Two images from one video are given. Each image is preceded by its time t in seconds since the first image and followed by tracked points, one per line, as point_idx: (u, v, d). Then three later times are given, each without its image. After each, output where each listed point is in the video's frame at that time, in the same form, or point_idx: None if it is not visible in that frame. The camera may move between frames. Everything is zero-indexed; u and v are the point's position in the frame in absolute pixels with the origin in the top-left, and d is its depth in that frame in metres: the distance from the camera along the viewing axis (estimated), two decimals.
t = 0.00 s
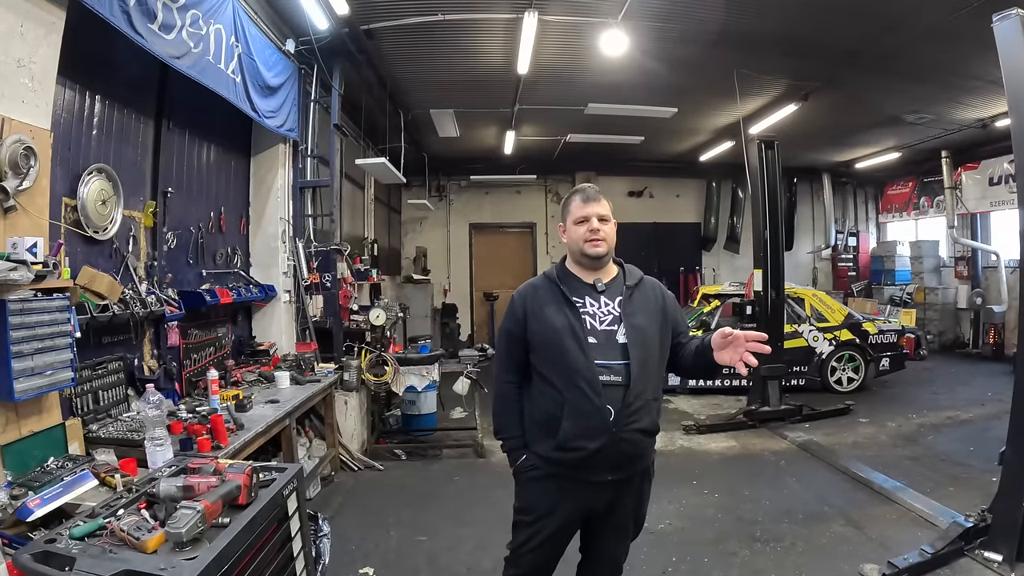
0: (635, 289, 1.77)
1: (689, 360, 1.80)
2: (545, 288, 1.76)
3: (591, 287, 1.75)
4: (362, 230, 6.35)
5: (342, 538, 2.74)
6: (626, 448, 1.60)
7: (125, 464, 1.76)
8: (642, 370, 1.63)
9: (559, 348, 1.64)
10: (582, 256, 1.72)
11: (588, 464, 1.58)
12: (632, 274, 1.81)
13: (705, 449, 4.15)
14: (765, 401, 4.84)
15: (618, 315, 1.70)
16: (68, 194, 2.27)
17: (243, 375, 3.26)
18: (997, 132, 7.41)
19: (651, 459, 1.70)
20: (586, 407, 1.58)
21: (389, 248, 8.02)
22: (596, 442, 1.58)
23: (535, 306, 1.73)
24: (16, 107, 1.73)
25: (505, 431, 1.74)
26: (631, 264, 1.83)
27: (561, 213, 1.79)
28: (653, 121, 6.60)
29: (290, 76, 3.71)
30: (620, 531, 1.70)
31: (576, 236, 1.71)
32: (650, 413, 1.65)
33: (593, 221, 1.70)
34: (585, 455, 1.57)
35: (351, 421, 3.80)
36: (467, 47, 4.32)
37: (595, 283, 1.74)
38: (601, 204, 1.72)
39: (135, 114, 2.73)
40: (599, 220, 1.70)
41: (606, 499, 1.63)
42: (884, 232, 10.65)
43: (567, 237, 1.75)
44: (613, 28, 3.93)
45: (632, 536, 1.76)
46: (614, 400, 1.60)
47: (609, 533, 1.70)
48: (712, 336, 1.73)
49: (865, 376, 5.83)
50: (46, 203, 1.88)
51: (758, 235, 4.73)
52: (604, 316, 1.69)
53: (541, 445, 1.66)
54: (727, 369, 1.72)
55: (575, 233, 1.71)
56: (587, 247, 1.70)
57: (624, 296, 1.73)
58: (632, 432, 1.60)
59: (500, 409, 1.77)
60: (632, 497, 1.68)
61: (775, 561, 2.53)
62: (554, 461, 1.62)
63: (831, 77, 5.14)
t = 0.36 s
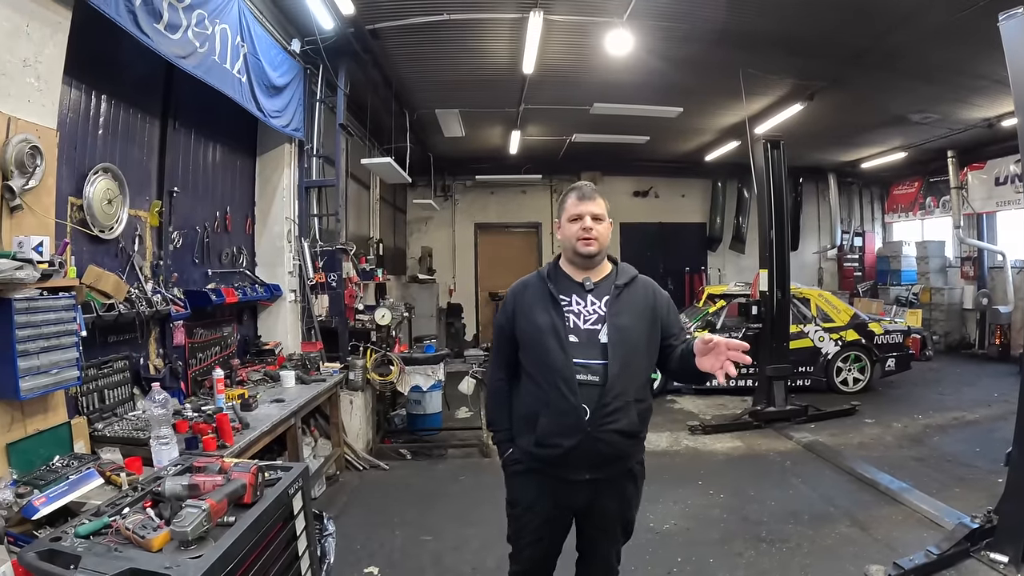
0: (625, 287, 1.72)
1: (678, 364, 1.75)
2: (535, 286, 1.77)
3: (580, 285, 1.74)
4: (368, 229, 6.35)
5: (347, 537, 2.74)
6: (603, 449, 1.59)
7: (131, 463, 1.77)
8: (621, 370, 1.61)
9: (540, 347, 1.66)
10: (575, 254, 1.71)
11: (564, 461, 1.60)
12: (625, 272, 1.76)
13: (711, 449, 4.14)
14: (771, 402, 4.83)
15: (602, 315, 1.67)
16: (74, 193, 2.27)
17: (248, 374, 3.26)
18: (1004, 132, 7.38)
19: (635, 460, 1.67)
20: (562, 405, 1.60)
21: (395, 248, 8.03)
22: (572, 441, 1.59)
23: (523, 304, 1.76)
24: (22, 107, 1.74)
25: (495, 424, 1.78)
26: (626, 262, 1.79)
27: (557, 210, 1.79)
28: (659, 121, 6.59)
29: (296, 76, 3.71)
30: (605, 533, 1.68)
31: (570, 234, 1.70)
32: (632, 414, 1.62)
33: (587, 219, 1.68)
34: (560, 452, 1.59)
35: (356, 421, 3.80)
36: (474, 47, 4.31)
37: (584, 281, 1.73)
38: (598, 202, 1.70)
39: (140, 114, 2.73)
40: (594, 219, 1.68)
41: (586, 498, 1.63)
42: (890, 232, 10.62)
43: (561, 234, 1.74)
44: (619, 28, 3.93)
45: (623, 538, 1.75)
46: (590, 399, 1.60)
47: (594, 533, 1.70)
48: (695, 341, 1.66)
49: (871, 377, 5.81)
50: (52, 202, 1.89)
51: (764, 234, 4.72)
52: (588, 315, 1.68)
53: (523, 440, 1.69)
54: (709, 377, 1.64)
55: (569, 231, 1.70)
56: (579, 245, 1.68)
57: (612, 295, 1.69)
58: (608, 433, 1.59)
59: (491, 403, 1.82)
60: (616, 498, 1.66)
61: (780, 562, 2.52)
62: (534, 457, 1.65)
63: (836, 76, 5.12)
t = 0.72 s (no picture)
0: (608, 286, 1.71)
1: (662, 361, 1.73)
2: (519, 285, 1.77)
3: (562, 283, 1.73)
4: (376, 228, 6.36)
5: (355, 536, 2.74)
6: (583, 445, 1.58)
7: (139, 461, 1.78)
8: (601, 368, 1.60)
9: (522, 345, 1.66)
10: (568, 254, 1.68)
11: (544, 457, 1.60)
12: (608, 271, 1.75)
13: (718, 450, 4.13)
14: (778, 402, 4.82)
15: (584, 313, 1.67)
16: (83, 192, 2.28)
17: (256, 373, 3.27)
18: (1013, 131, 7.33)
19: (619, 457, 1.65)
20: (541, 402, 1.60)
21: (402, 247, 8.04)
22: (551, 437, 1.58)
23: (508, 303, 1.76)
24: (30, 105, 1.74)
25: (482, 421, 1.80)
26: (609, 261, 1.78)
27: (547, 208, 1.74)
28: (667, 120, 6.57)
29: (304, 75, 3.72)
30: (591, 532, 1.65)
31: (565, 234, 1.66)
32: (612, 411, 1.60)
33: (582, 221, 1.66)
34: (539, 448, 1.60)
35: (363, 420, 3.81)
36: (483, 46, 4.31)
37: (566, 280, 1.72)
38: (591, 204, 1.69)
39: (148, 113, 2.74)
40: (589, 221, 1.66)
41: (568, 495, 1.63)
42: (898, 232, 10.58)
43: (553, 233, 1.70)
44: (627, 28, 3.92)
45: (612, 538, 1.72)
46: (569, 396, 1.59)
47: (579, 532, 1.68)
48: (678, 333, 1.63)
49: (880, 377, 5.79)
50: (61, 201, 1.90)
51: (772, 234, 4.71)
52: (570, 314, 1.67)
53: (507, 437, 1.70)
54: (691, 369, 1.61)
55: (563, 230, 1.67)
56: (574, 245, 1.66)
57: (593, 294, 1.68)
58: (587, 429, 1.58)
59: (479, 400, 1.83)
60: (600, 496, 1.64)
61: (788, 563, 2.52)
62: (516, 453, 1.66)
63: (844, 75, 5.11)
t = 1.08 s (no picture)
0: (593, 285, 1.71)
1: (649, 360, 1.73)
2: (506, 287, 1.77)
3: (549, 284, 1.73)
4: (381, 228, 6.36)
5: (360, 535, 2.74)
6: (573, 443, 1.57)
7: (145, 459, 1.79)
8: (590, 366, 1.60)
9: (511, 345, 1.66)
10: (557, 255, 1.68)
11: (536, 457, 1.60)
12: (593, 271, 1.75)
13: (724, 449, 4.13)
14: (784, 401, 4.81)
15: (571, 313, 1.66)
16: (88, 191, 2.29)
17: (262, 372, 3.28)
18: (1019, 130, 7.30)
19: (609, 454, 1.65)
20: (531, 401, 1.59)
21: (408, 246, 8.06)
22: (541, 437, 1.58)
23: (495, 303, 1.76)
24: (36, 105, 1.75)
25: (472, 422, 1.79)
26: (594, 261, 1.79)
27: (534, 209, 1.73)
28: (672, 119, 6.56)
29: (309, 75, 3.72)
30: (584, 530, 1.64)
31: (554, 235, 1.66)
32: (601, 409, 1.60)
33: (571, 222, 1.65)
34: (530, 448, 1.59)
35: (369, 419, 3.81)
36: (489, 45, 4.31)
37: (552, 280, 1.72)
38: (579, 205, 1.68)
39: (154, 112, 2.74)
40: (578, 222, 1.66)
41: (560, 494, 1.62)
42: (904, 231, 10.55)
43: (541, 234, 1.69)
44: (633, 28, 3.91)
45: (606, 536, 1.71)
46: (559, 395, 1.59)
47: (572, 531, 1.67)
48: (673, 332, 1.64)
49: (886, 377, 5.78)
50: (66, 200, 1.90)
51: (779, 233, 4.70)
52: (557, 313, 1.67)
53: (497, 437, 1.69)
54: (681, 368, 1.62)
55: (552, 232, 1.66)
56: (563, 246, 1.66)
57: (579, 294, 1.68)
58: (578, 428, 1.57)
59: (468, 401, 1.83)
60: (593, 496, 1.63)
61: (795, 563, 2.51)
62: (507, 453, 1.65)
63: (850, 74, 5.09)
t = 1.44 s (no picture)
0: (590, 287, 1.71)
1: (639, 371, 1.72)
2: (502, 288, 1.76)
3: (545, 286, 1.73)
4: (387, 228, 6.37)
5: (365, 536, 2.74)
6: (576, 444, 1.57)
7: (150, 461, 1.78)
8: (591, 367, 1.61)
9: (510, 347, 1.65)
10: (554, 259, 1.68)
11: (539, 458, 1.60)
12: (590, 272, 1.75)
13: (729, 450, 4.12)
14: (789, 402, 4.81)
15: (570, 314, 1.66)
16: (94, 192, 2.29)
17: (267, 372, 3.28)
18: None
19: (610, 454, 1.65)
20: (534, 403, 1.59)
21: (413, 246, 8.06)
22: (544, 438, 1.58)
23: (492, 305, 1.75)
24: (40, 106, 1.75)
25: (471, 425, 1.78)
26: (589, 263, 1.79)
27: (530, 212, 1.73)
28: (677, 119, 6.56)
29: (314, 76, 3.72)
30: (587, 530, 1.64)
31: (550, 240, 1.66)
32: (603, 409, 1.61)
33: (567, 226, 1.65)
34: (533, 450, 1.59)
35: (374, 419, 3.82)
36: (495, 45, 4.30)
37: (549, 283, 1.72)
38: (575, 209, 1.68)
39: (159, 113, 2.75)
40: (574, 226, 1.66)
41: (564, 495, 1.62)
42: (910, 231, 10.52)
43: (537, 238, 1.69)
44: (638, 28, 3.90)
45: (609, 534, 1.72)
46: (561, 396, 1.59)
47: (575, 531, 1.67)
48: (655, 378, 1.60)
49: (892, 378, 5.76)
50: (71, 201, 1.90)
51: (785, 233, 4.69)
52: (556, 315, 1.67)
53: (498, 439, 1.68)
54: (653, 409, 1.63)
55: (548, 236, 1.66)
56: (560, 251, 1.66)
57: (577, 295, 1.68)
58: (580, 428, 1.58)
59: (466, 404, 1.81)
60: (596, 496, 1.63)
61: (801, 565, 2.50)
62: (509, 454, 1.64)
63: (855, 74, 5.08)
